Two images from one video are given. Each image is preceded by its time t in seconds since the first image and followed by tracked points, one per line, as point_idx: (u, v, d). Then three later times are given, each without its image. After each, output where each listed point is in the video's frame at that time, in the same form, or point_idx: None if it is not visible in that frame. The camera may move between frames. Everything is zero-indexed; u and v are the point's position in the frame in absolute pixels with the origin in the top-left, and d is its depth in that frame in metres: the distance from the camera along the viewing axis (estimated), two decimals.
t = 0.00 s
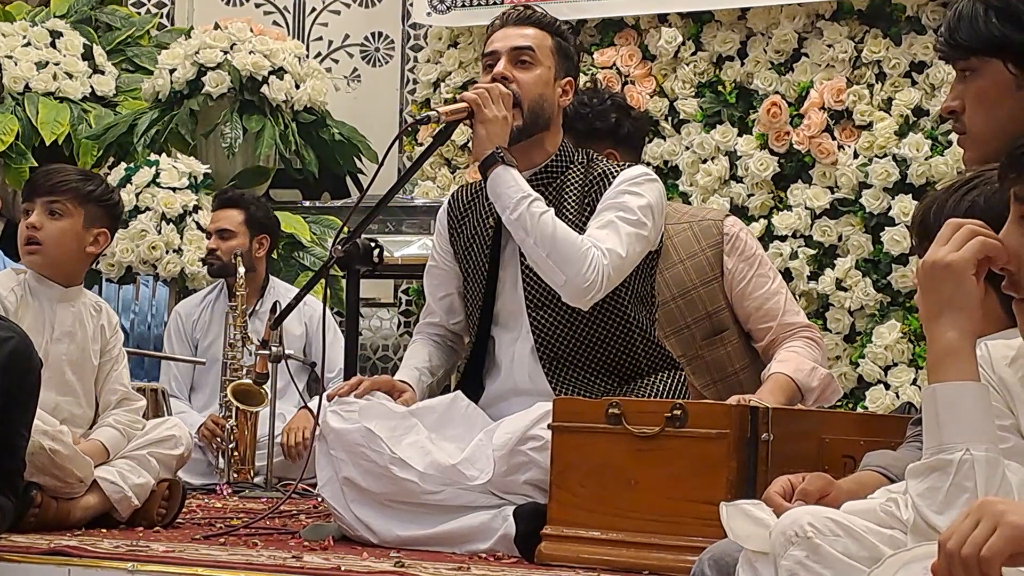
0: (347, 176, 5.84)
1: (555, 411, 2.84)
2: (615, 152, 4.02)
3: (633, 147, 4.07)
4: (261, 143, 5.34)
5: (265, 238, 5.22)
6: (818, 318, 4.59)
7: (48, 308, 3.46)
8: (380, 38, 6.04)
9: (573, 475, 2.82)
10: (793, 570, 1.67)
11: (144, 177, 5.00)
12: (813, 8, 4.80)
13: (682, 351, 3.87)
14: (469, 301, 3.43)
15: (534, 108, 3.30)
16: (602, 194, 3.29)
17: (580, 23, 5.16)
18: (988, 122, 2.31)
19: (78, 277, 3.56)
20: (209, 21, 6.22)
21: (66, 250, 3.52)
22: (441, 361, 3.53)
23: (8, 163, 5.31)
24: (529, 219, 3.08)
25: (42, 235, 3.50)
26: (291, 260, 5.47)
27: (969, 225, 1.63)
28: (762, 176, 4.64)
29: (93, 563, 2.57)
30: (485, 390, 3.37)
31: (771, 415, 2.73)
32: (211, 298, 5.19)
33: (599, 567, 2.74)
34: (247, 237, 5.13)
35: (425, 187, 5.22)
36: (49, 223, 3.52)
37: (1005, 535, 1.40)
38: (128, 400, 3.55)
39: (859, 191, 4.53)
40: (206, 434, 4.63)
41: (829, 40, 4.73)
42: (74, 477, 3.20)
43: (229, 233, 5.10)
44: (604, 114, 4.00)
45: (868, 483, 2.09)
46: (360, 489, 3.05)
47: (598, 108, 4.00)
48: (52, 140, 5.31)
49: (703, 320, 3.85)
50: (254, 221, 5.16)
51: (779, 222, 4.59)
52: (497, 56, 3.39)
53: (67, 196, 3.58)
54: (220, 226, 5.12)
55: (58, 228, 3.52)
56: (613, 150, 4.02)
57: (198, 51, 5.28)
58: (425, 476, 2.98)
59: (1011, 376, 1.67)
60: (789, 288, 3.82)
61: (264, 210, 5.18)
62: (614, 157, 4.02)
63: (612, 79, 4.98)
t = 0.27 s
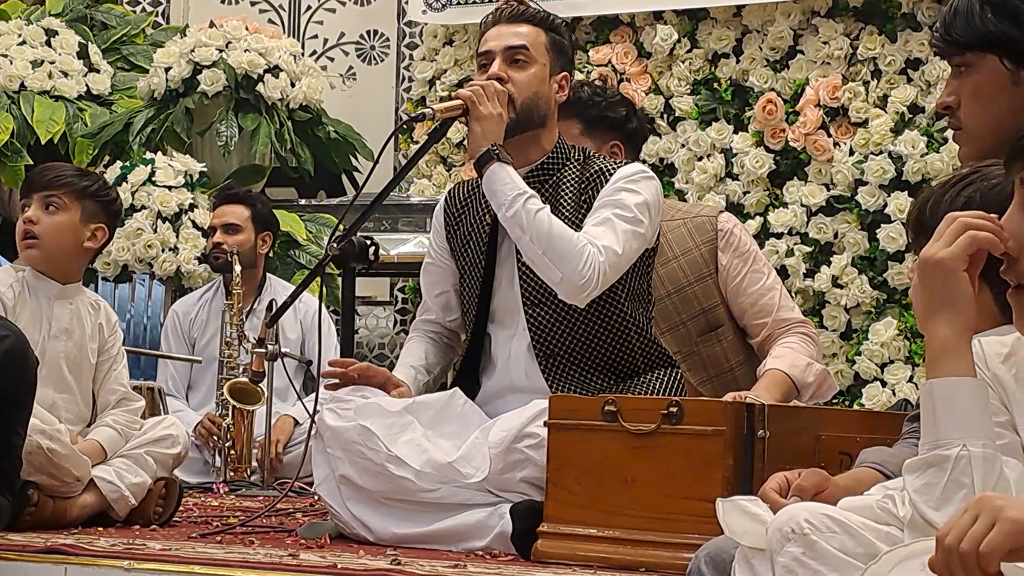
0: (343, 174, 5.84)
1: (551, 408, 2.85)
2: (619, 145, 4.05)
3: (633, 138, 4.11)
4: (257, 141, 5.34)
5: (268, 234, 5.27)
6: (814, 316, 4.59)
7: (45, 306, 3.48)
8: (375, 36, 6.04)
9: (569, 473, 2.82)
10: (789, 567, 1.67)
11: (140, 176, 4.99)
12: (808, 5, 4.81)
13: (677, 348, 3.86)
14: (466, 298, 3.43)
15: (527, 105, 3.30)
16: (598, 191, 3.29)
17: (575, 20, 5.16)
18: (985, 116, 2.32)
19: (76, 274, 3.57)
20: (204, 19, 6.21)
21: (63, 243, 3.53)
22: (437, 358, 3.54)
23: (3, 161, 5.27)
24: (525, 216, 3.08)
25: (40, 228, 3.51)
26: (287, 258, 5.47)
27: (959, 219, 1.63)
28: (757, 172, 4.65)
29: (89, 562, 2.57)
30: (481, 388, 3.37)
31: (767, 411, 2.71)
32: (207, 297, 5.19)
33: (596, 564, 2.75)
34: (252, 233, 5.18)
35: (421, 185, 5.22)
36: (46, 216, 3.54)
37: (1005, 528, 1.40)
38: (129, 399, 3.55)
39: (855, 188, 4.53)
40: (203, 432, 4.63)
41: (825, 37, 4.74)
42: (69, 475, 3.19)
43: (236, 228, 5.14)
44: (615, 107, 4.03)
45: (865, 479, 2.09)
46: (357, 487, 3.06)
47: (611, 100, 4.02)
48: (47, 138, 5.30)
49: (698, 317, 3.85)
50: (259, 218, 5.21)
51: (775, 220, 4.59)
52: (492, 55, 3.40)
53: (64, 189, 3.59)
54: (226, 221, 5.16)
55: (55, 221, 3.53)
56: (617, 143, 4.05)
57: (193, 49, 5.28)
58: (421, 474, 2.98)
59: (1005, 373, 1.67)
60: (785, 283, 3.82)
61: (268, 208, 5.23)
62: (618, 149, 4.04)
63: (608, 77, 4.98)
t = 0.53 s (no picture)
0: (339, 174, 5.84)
1: (549, 408, 2.85)
2: (618, 144, 4.04)
3: (632, 137, 4.09)
4: (253, 141, 5.33)
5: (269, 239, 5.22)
6: (811, 314, 4.59)
7: (42, 307, 3.47)
8: (371, 36, 6.04)
9: (566, 472, 2.82)
10: (786, 565, 1.67)
11: (136, 176, 5.01)
12: (804, 3, 4.80)
13: (673, 346, 3.85)
14: (462, 297, 3.43)
15: (523, 103, 3.29)
16: (596, 191, 3.29)
17: (571, 20, 5.16)
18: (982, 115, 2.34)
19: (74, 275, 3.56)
20: (200, 19, 6.21)
21: (60, 244, 3.51)
22: (433, 356, 3.54)
23: None
24: (520, 217, 3.08)
25: (36, 229, 3.49)
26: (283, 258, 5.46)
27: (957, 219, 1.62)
28: (753, 171, 4.66)
29: (86, 562, 2.57)
30: (478, 387, 3.37)
31: (764, 410, 2.70)
32: (202, 297, 5.17)
33: (592, 563, 2.75)
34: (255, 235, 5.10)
35: (417, 185, 5.22)
36: (43, 217, 3.51)
37: (1012, 524, 1.38)
38: (126, 398, 3.55)
39: (851, 186, 4.53)
40: (199, 432, 4.63)
41: (821, 36, 4.74)
42: (65, 475, 3.19)
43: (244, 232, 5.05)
44: (616, 106, 4.02)
45: (861, 478, 2.10)
46: (353, 486, 3.06)
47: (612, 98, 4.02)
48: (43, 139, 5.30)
49: (694, 315, 3.85)
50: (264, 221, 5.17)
51: (771, 219, 4.60)
52: (485, 54, 3.39)
53: (61, 190, 3.56)
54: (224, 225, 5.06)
55: (52, 222, 3.50)
56: (616, 141, 4.04)
57: (189, 49, 5.28)
58: (417, 473, 2.99)
59: (998, 371, 1.64)
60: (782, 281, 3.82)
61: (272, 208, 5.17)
62: (615, 148, 4.03)
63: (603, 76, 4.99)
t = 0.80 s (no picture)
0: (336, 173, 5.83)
1: (547, 407, 2.85)
2: (616, 142, 4.04)
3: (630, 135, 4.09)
4: (250, 141, 5.33)
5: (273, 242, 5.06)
6: (809, 313, 4.59)
7: (41, 310, 3.46)
8: (368, 35, 6.04)
9: (564, 470, 2.82)
10: (784, 564, 1.67)
11: (133, 176, 5.01)
12: (801, 2, 4.81)
13: (672, 345, 3.84)
14: (459, 296, 3.43)
15: (520, 102, 3.29)
16: (594, 190, 3.29)
17: (568, 19, 5.16)
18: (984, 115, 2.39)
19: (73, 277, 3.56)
20: (197, 18, 6.21)
21: (62, 247, 3.50)
22: (430, 355, 3.53)
23: None
24: (518, 215, 3.08)
25: (42, 230, 3.48)
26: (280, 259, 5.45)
27: (957, 218, 1.61)
28: (751, 170, 4.66)
29: (84, 561, 2.57)
30: (476, 386, 3.37)
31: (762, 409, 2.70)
32: (199, 297, 5.17)
33: (591, 562, 2.75)
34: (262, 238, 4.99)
35: (414, 184, 5.21)
36: (48, 217, 3.51)
37: (1013, 522, 1.38)
38: (123, 397, 3.55)
39: (849, 185, 4.53)
40: (196, 432, 4.63)
41: (818, 34, 4.74)
42: (62, 474, 3.19)
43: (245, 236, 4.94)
44: (614, 104, 4.02)
45: (859, 477, 2.10)
46: (351, 486, 3.06)
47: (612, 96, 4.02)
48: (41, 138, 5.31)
49: (693, 313, 3.85)
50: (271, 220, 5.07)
51: (768, 217, 4.60)
52: (483, 52, 3.39)
53: (64, 191, 3.57)
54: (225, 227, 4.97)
55: (57, 224, 3.49)
56: (615, 140, 4.04)
57: (186, 49, 5.28)
58: (416, 472, 2.99)
59: (996, 371, 1.63)
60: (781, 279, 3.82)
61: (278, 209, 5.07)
62: (614, 147, 4.04)
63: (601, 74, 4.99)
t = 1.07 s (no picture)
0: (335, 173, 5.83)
1: (546, 406, 2.85)
2: (619, 140, 4.03)
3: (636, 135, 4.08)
4: (249, 141, 5.33)
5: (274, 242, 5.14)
6: (808, 312, 4.59)
7: (45, 313, 3.45)
8: (367, 35, 6.03)
9: (563, 470, 2.82)
10: (782, 563, 1.67)
11: (132, 176, 5.00)
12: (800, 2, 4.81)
13: (672, 345, 3.81)
14: (458, 297, 3.43)
15: (517, 103, 3.30)
16: (593, 189, 3.29)
17: (567, 18, 5.16)
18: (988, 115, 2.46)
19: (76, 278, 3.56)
20: (196, 18, 6.21)
21: (72, 250, 3.53)
22: (428, 356, 3.53)
23: None
24: (518, 214, 3.08)
25: (53, 235, 3.49)
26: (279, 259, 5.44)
27: (969, 217, 1.57)
28: (749, 169, 4.66)
29: (83, 561, 2.57)
30: (475, 386, 3.37)
31: (761, 409, 2.73)
32: (199, 297, 5.17)
33: (591, 561, 2.75)
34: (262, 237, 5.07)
35: (413, 184, 5.21)
36: (60, 220, 3.52)
37: (1011, 521, 1.37)
38: (123, 399, 3.57)
39: (847, 184, 4.53)
40: (195, 432, 4.62)
41: (817, 34, 4.74)
42: (62, 474, 3.18)
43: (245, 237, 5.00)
44: (618, 103, 4.00)
45: (857, 476, 2.10)
46: (350, 486, 3.06)
47: (614, 95, 4.00)
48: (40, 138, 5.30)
49: (693, 314, 3.84)
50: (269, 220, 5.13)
51: (767, 217, 4.60)
52: (481, 52, 3.39)
53: (74, 194, 3.58)
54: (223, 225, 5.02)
55: (67, 227, 3.51)
56: (619, 138, 4.03)
57: (184, 49, 5.28)
58: (415, 472, 2.99)
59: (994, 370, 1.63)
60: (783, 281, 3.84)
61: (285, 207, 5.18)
62: (618, 145, 4.03)
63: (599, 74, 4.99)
